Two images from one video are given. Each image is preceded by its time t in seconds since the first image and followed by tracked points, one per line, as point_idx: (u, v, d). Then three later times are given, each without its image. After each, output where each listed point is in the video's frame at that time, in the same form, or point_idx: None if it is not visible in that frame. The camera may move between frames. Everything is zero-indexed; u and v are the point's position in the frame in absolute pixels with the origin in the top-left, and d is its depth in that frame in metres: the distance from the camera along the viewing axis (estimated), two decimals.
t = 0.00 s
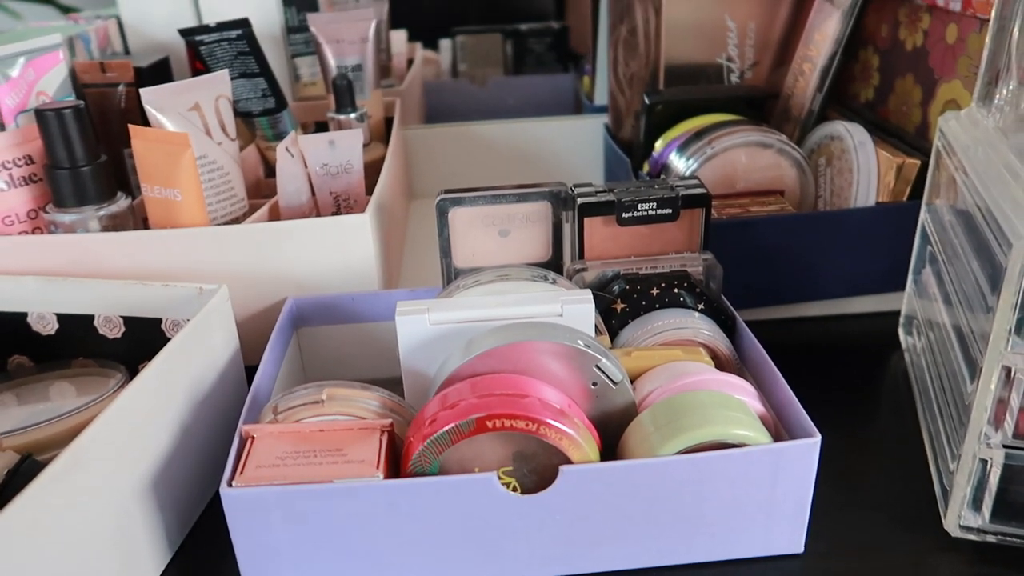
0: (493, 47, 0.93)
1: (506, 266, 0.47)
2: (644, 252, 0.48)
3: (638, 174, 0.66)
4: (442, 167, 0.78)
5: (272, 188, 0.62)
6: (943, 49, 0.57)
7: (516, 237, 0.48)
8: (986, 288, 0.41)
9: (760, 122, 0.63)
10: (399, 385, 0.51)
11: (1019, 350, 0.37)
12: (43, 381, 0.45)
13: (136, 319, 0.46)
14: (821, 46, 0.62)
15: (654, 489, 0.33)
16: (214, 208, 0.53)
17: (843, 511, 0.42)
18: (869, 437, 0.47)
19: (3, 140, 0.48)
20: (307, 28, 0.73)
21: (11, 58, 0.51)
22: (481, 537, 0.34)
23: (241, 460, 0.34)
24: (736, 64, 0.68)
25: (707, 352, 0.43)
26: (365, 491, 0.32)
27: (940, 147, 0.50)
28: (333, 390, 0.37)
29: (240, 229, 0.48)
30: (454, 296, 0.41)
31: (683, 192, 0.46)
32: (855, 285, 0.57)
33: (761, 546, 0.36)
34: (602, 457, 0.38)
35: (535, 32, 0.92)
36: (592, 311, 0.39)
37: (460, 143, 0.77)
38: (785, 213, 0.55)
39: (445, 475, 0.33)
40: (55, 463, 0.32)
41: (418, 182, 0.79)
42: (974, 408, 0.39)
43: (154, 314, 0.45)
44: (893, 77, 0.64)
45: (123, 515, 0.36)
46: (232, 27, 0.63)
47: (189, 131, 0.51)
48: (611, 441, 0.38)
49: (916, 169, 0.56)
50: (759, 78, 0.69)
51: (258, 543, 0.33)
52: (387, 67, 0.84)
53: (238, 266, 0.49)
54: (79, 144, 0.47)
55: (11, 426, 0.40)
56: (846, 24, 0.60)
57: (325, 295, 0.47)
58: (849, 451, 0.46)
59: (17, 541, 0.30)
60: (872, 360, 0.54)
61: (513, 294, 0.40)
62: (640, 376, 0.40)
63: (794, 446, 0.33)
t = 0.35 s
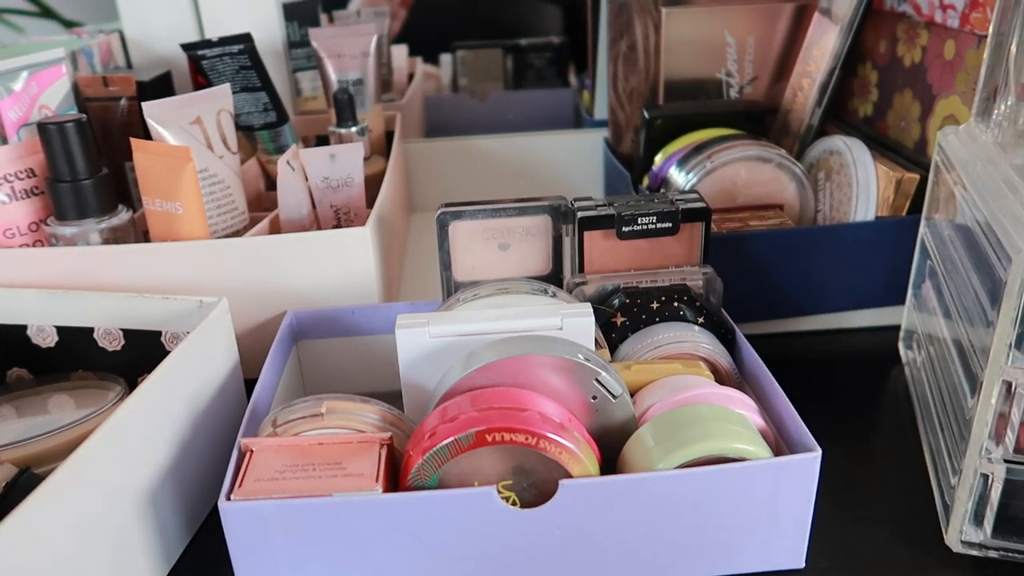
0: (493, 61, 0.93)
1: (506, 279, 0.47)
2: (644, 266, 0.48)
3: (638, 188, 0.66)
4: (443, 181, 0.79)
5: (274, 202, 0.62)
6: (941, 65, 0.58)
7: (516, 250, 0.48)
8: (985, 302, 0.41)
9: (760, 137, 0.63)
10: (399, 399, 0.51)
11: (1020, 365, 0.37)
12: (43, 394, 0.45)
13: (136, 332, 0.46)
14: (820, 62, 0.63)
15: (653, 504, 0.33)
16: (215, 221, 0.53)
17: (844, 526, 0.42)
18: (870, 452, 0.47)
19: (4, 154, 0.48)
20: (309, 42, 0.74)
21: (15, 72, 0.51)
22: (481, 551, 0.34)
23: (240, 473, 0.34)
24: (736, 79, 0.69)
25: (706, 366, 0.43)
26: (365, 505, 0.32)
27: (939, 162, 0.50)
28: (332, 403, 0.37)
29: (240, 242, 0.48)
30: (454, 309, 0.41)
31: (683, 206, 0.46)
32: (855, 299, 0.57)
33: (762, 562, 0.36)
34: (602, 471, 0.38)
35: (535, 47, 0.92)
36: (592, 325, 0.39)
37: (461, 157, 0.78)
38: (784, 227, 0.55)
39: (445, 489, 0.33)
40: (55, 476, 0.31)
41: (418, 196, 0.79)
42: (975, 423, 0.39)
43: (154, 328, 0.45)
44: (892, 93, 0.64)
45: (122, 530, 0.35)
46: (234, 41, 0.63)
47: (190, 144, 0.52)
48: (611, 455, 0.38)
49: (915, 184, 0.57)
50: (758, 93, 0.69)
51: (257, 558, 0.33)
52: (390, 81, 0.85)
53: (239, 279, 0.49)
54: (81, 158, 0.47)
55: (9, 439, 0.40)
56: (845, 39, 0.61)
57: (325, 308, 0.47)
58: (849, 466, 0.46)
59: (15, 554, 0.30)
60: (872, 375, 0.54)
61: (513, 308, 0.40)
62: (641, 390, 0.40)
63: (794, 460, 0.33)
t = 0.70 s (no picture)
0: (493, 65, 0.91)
1: (506, 281, 0.47)
2: (644, 269, 0.48)
3: (638, 191, 0.66)
4: (443, 183, 0.79)
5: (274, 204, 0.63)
6: (941, 69, 0.58)
7: (516, 253, 0.48)
8: (985, 307, 0.41)
9: (760, 140, 0.63)
10: (398, 401, 0.51)
11: (1019, 369, 0.37)
12: (42, 396, 0.45)
13: (136, 334, 0.46)
14: (820, 66, 0.63)
15: (653, 507, 0.33)
16: (215, 223, 0.53)
17: (844, 530, 0.42)
18: (870, 456, 0.47)
19: (4, 155, 0.48)
20: (309, 45, 0.74)
21: (16, 73, 0.51)
22: (480, 554, 0.34)
23: (240, 475, 0.34)
24: (736, 83, 0.69)
25: (706, 369, 0.43)
26: (364, 507, 0.32)
27: (939, 167, 0.50)
28: (332, 405, 0.37)
29: (240, 244, 0.48)
30: (454, 311, 0.42)
31: (682, 210, 0.46)
32: (855, 303, 0.57)
33: (761, 566, 0.36)
34: (601, 474, 0.38)
35: (535, 50, 0.91)
36: (591, 328, 0.39)
37: (461, 159, 0.78)
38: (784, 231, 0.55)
39: (444, 492, 0.33)
40: (53, 478, 0.31)
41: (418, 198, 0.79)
42: (974, 427, 0.39)
43: (153, 329, 0.45)
44: (891, 97, 0.64)
45: (121, 531, 0.35)
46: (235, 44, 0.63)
47: (191, 146, 0.52)
48: (611, 458, 0.38)
49: (915, 188, 0.57)
50: (758, 96, 0.69)
51: (256, 560, 0.33)
52: (390, 84, 0.86)
53: (239, 281, 0.49)
54: (81, 159, 0.47)
55: (9, 440, 0.40)
56: (845, 43, 0.61)
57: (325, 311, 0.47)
58: (849, 470, 0.46)
59: (13, 556, 0.29)
60: (872, 379, 0.54)
61: (513, 310, 0.40)
62: (640, 393, 0.40)
63: (794, 463, 0.33)
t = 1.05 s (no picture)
0: (494, 66, 0.93)
1: (505, 283, 0.47)
2: (644, 271, 0.48)
3: (638, 193, 0.66)
4: (443, 185, 0.79)
5: (275, 205, 0.63)
6: (941, 73, 0.58)
7: (516, 255, 0.48)
8: (985, 310, 0.41)
9: (760, 143, 0.63)
10: (398, 402, 0.51)
11: (1018, 372, 0.37)
12: (42, 396, 0.45)
13: (136, 334, 0.46)
14: (821, 69, 0.63)
15: (652, 509, 0.33)
16: (215, 224, 0.53)
17: (843, 533, 0.42)
18: (869, 459, 0.47)
19: (4, 155, 0.48)
20: (310, 46, 0.74)
21: (18, 74, 0.52)
22: (479, 555, 0.34)
23: (239, 476, 0.34)
24: (736, 86, 0.69)
25: (705, 371, 0.43)
26: (363, 508, 0.32)
27: (939, 170, 0.50)
28: (332, 406, 0.37)
29: (240, 245, 0.48)
30: (454, 313, 0.42)
31: (682, 212, 0.46)
32: (855, 306, 0.57)
33: (761, 568, 0.36)
34: (601, 476, 0.38)
35: (536, 52, 0.92)
36: (591, 330, 0.39)
37: (461, 161, 0.78)
38: (784, 233, 0.55)
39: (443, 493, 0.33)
40: (52, 478, 0.31)
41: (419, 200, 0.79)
42: (973, 430, 0.39)
43: (153, 330, 0.45)
44: (892, 100, 0.65)
45: (119, 532, 0.35)
46: (236, 44, 0.63)
47: (192, 147, 0.52)
48: (610, 460, 0.38)
49: (914, 191, 0.57)
50: (758, 99, 0.69)
51: (255, 561, 0.33)
52: (391, 85, 0.86)
53: (239, 283, 0.49)
54: (82, 160, 0.47)
55: (8, 441, 0.40)
56: (845, 46, 0.61)
57: (325, 312, 0.47)
58: (848, 472, 0.46)
59: (12, 556, 0.29)
60: (871, 382, 0.54)
61: (513, 312, 0.40)
62: (640, 395, 0.40)
63: (792, 465, 0.33)
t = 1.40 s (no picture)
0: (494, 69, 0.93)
1: (505, 285, 0.47)
2: (644, 273, 0.48)
3: (638, 196, 0.66)
4: (443, 187, 0.79)
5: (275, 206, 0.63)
6: (941, 76, 0.58)
7: (516, 256, 0.48)
8: (985, 314, 0.41)
9: (760, 146, 0.63)
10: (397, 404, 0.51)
11: (1018, 376, 0.37)
12: (41, 397, 0.45)
13: (136, 335, 0.46)
14: (821, 72, 0.63)
15: (651, 512, 0.33)
16: (215, 225, 0.53)
17: (843, 536, 0.42)
18: (869, 462, 0.47)
19: (4, 156, 0.48)
20: (311, 48, 0.74)
21: (19, 74, 0.52)
22: (478, 557, 0.34)
23: (238, 478, 0.34)
24: (736, 89, 0.69)
25: (705, 374, 0.43)
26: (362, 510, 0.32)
27: (939, 174, 0.50)
28: (331, 407, 0.37)
29: (240, 246, 0.48)
30: (454, 315, 0.42)
31: (682, 215, 0.46)
32: (855, 309, 0.57)
33: (760, 571, 0.36)
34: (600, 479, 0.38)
35: (536, 55, 0.92)
36: (591, 332, 0.39)
37: (462, 163, 0.78)
38: (784, 236, 0.55)
39: (442, 495, 0.33)
40: (52, 478, 0.31)
41: (419, 201, 0.79)
42: (973, 433, 0.39)
43: (153, 331, 0.45)
44: (892, 103, 0.65)
45: (119, 533, 0.35)
46: (236, 46, 0.63)
47: (192, 148, 0.52)
48: (610, 462, 0.38)
49: (915, 195, 0.57)
50: (758, 102, 0.69)
51: (254, 562, 0.33)
52: (392, 87, 0.86)
53: (239, 284, 0.49)
54: (82, 161, 0.47)
55: (7, 441, 0.40)
56: (845, 50, 0.61)
57: (325, 314, 0.47)
58: (848, 475, 0.46)
59: (11, 557, 0.29)
60: (871, 385, 0.54)
61: (513, 314, 0.41)
62: (639, 398, 0.40)
63: (792, 468, 0.33)
